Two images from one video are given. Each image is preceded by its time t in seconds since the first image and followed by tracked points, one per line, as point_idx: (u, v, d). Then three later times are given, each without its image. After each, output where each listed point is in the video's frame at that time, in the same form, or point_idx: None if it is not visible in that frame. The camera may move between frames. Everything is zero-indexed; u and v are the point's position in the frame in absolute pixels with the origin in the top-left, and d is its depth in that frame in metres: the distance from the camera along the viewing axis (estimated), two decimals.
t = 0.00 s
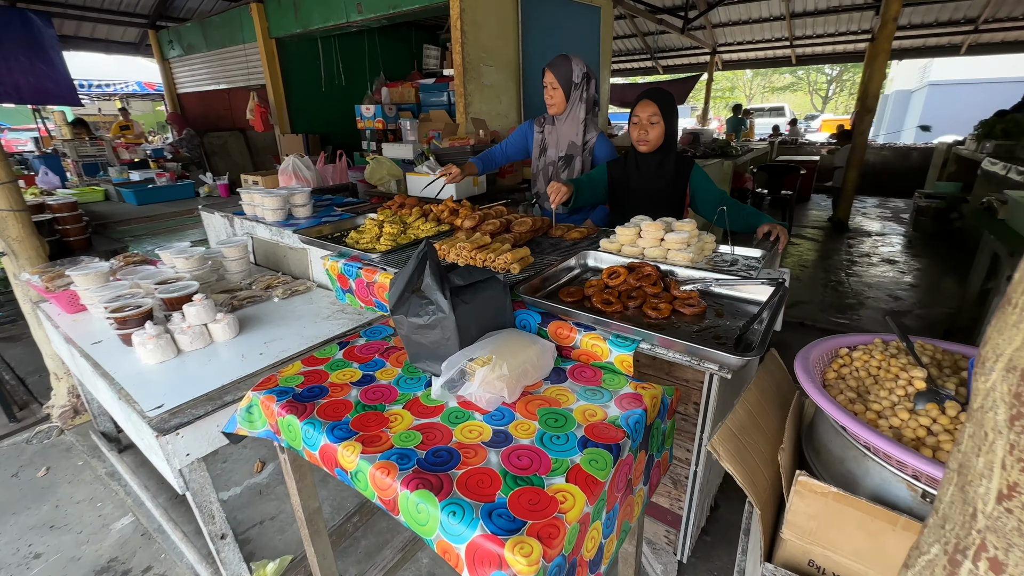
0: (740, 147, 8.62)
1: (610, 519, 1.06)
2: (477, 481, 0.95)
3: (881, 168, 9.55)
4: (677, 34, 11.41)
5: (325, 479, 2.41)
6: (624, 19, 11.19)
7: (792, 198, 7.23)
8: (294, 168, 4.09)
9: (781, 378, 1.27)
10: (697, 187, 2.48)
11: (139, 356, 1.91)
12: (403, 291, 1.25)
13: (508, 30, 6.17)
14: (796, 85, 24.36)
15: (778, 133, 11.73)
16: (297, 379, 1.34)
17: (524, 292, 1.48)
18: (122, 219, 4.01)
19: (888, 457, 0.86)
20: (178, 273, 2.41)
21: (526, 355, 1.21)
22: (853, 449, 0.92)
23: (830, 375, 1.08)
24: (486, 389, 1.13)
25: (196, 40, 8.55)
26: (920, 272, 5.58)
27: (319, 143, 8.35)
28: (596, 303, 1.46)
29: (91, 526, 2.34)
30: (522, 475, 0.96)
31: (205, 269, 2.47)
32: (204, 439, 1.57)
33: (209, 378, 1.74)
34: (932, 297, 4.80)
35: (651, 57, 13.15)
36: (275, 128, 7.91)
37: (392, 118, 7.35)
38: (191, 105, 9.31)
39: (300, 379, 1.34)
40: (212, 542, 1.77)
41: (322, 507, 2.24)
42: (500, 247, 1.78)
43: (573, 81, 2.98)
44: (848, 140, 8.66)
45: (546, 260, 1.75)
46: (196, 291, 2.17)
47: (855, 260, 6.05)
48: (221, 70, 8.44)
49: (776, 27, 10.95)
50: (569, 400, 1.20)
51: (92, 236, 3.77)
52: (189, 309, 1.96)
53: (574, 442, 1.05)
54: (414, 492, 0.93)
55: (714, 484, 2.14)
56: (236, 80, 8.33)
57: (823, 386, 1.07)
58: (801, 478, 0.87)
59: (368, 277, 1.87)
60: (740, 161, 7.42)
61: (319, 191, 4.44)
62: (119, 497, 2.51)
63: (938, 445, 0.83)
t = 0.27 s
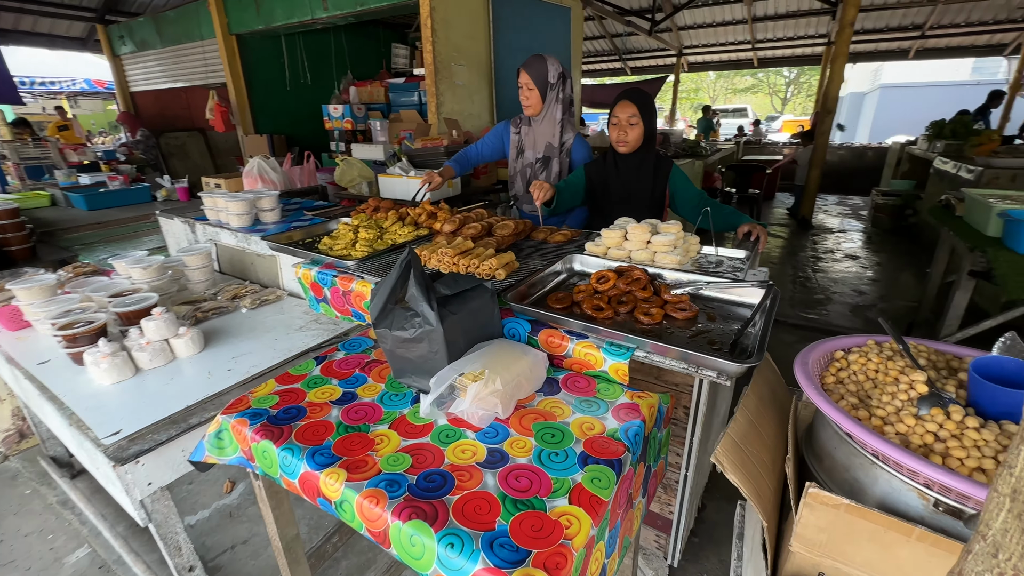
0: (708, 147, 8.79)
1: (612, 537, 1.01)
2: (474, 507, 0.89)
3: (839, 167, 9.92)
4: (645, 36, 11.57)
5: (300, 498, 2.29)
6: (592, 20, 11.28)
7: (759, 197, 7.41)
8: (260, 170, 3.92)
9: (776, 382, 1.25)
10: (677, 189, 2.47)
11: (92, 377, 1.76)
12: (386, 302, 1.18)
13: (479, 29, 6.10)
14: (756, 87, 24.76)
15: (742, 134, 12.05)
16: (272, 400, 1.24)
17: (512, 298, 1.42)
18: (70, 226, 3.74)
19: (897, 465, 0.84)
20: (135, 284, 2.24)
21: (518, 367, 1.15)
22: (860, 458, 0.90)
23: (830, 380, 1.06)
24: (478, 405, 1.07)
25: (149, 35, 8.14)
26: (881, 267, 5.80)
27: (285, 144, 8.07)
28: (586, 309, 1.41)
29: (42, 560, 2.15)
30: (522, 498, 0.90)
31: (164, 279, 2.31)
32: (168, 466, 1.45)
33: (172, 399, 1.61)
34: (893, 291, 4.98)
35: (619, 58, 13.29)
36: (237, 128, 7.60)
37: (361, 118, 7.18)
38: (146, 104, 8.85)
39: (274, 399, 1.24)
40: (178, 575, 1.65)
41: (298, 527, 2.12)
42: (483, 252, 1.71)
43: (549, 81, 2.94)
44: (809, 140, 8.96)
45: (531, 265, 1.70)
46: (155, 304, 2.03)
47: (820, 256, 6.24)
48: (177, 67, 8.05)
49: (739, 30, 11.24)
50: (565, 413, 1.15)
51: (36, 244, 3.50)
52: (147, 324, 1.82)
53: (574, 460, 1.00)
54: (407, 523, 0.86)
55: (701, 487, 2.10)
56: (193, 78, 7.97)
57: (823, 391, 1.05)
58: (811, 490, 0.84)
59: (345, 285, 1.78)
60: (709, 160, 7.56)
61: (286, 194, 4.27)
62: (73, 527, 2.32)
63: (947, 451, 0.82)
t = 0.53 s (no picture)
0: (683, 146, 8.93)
1: (615, 547, 0.99)
2: (475, 524, 0.85)
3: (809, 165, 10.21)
4: (620, 37, 11.68)
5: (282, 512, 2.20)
6: (567, 21, 11.33)
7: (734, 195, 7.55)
8: (231, 172, 3.80)
9: (770, 382, 1.25)
10: (660, 190, 2.46)
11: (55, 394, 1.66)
12: (375, 311, 1.13)
13: (455, 29, 6.05)
14: (726, 88, 25.63)
15: (715, 134, 12.29)
16: (254, 416, 1.18)
17: (504, 303, 1.38)
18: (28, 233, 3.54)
19: (902, 466, 0.83)
20: (100, 294, 2.13)
21: (514, 375, 1.11)
22: (862, 459, 0.89)
23: (827, 380, 1.05)
24: (474, 416, 1.03)
25: (109, 32, 7.81)
26: (851, 262, 5.98)
27: (257, 146, 7.86)
28: (579, 313, 1.38)
29: None
30: (525, 514, 0.87)
31: (133, 289, 2.20)
32: (141, 488, 1.37)
33: (144, 416, 1.52)
34: (864, 286, 5.13)
35: (595, 59, 13.38)
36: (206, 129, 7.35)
37: (336, 118, 7.04)
38: (107, 105, 8.49)
39: (256, 415, 1.18)
40: None
41: (281, 544, 2.03)
42: (471, 256, 1.68)
43: (530, 82, 2.92)
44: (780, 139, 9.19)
45: (520, 268, 1.67)
46: (123, 315, 1.92)
47: (794, 253, 6.38)
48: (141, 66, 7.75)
49: (711, 32, 11.46)
50: (563, 421, 1.12)
51: None
52: (115, 337, 1.72)
53: (575, 470, 0.97)
54: (406, 545, 0.81)
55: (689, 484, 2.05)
56: (157, 78, 7.68)
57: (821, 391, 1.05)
58: (818, 494, 0.83)
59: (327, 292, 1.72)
60: (685, 160, 7.67)
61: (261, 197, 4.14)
62: (35, 553, 2.19)
63: (949, 450, 0.82)
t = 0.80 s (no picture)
0: (665, 146, 9.00)
1: (606, 558, 0.96)
2: (462, 540, 0.82)
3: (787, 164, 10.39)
4: (601, 37, 11.73)
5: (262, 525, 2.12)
6: (549, 21, 11.34)
7: (715, 194, 7.64)
8: (206, 174, 3.69)
9: (758, 383, 1.24)
10: (644, 190, 2.45)
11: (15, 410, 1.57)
12: (355, 319, 1.09)
13: (436, 28, 5.99)
14: (706, 89, 26.00)
15: (696, 134, 12.44)
16: (229, 430, 1.12)
17: (489, 307, 1.35)
18: None
19: (893, 469, 0.82)
20: (65, 302, 2.04)
21: (500, 382, 1.08)
22: (852, 461, 0.88)
23: (814, 380, 1.05)
24: (459, 426, 1.00)
25: (77, 30, 7.55)
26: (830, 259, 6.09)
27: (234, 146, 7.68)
28: (566, 316, 1.36)
29: None
30: (513, 527, 0.84)
31: (100, 296, 2.11)
32: (109, 508, 1.31)
33: (112, 431, 1.45)
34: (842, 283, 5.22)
35: (576, 59, 13.42)
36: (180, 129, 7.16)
37: (316, 118, 6.92)
38: (75, 105, 8.21)
39: (231, 429, 1.13)
40: None
41: (261, 557, 1.96)
42: (454, 259, 1.64)
43: (512, 82, 2.89)
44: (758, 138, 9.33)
45: (504, 271, 1.64)
46: (90, 324, 1.84)
47: (774, 251, 6.47)
48: (110, 65, 7.50)
49: (690, 33, 11.58)
50: (551, 428, 1.09)
51: None
52: (80, 348, 1.64)
53: (564, 479, 0.94)
54: (389, 565, 0.78)
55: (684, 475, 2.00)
56: (128, 77, 7.45)
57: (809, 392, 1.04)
58: (810, 498, 0.81)
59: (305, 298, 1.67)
60: (667, 159, 7.73)
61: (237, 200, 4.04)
62: None
63: (938, 451, 0.81)
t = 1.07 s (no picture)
0: (655, 145, 9.02)
1: (598, 569, 0.93)
2: (448, 556, 0.78)
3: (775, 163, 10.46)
4: (590, 36, 11.74)
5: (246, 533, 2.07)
6: (538, 20, 11.32)
7: (705, 192, 7.66)
8: (189, 174, 3.62)
9: (751, 385, 1.22)
10: (634, 190, 2.43)
11: None
12: (337, 324, 1.05)
13: (425, 26, 5.94)
14: (694, 88, 26.12)
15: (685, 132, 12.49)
16: (206, 441, 1.08)
17: (477, 310, 1.32)
18: None
19: (890, 474, 0.80)
20: (38, 307, 1.97)
21: (488, 388, 1.04)
22: (848, 467, 0.86)
23: (808, 383, 1.03)
24: (446, 435, 0.96)
25: (55, 26, 7.38)
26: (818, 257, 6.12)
27: (219, 145, 7.56)
28: (556, 319, 1.32)
29: None
30: (501, 542, 0.81)
31: (76, 300, 2.04)
32: (82, 524, 1.26)
33: (85, 442, 1.40)
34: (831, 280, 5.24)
35: (566, 58, 13.41)
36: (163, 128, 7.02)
37: (303, 117, 6.83)
38: (55, 103, 8.03)
39: (208, 440, 1.08)
40: None
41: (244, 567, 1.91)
42: (442, 260, 1.61)
43: (502, 79, 2.85)
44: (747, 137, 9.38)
45: (494, 272, 1.61)
46: (64, 330, 1.77)
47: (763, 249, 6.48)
48: (90, 62, 7.34)
49: (678, 32, 11.61)
50: (541, 435, 1.06)
51: None
52: (53, 356, 1.57)
53: (554, 489, 0.91)
54: None
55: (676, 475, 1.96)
56: (108, 74, 7.28)
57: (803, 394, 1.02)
58: (807, 507, 0.79)
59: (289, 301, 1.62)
60: (657, 157, 7.74)
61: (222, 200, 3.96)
62: None
63: (936, 457, 0.79)
